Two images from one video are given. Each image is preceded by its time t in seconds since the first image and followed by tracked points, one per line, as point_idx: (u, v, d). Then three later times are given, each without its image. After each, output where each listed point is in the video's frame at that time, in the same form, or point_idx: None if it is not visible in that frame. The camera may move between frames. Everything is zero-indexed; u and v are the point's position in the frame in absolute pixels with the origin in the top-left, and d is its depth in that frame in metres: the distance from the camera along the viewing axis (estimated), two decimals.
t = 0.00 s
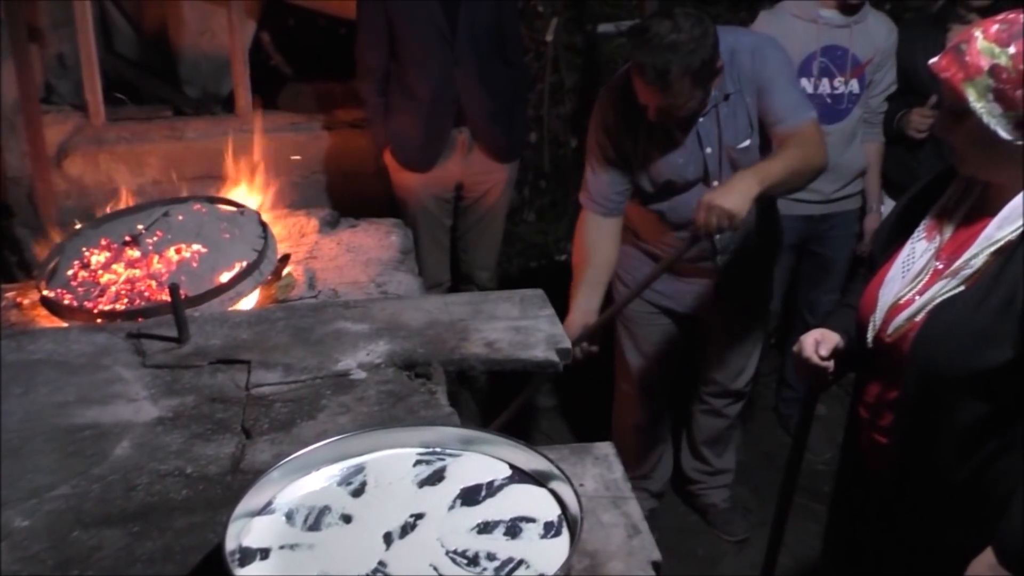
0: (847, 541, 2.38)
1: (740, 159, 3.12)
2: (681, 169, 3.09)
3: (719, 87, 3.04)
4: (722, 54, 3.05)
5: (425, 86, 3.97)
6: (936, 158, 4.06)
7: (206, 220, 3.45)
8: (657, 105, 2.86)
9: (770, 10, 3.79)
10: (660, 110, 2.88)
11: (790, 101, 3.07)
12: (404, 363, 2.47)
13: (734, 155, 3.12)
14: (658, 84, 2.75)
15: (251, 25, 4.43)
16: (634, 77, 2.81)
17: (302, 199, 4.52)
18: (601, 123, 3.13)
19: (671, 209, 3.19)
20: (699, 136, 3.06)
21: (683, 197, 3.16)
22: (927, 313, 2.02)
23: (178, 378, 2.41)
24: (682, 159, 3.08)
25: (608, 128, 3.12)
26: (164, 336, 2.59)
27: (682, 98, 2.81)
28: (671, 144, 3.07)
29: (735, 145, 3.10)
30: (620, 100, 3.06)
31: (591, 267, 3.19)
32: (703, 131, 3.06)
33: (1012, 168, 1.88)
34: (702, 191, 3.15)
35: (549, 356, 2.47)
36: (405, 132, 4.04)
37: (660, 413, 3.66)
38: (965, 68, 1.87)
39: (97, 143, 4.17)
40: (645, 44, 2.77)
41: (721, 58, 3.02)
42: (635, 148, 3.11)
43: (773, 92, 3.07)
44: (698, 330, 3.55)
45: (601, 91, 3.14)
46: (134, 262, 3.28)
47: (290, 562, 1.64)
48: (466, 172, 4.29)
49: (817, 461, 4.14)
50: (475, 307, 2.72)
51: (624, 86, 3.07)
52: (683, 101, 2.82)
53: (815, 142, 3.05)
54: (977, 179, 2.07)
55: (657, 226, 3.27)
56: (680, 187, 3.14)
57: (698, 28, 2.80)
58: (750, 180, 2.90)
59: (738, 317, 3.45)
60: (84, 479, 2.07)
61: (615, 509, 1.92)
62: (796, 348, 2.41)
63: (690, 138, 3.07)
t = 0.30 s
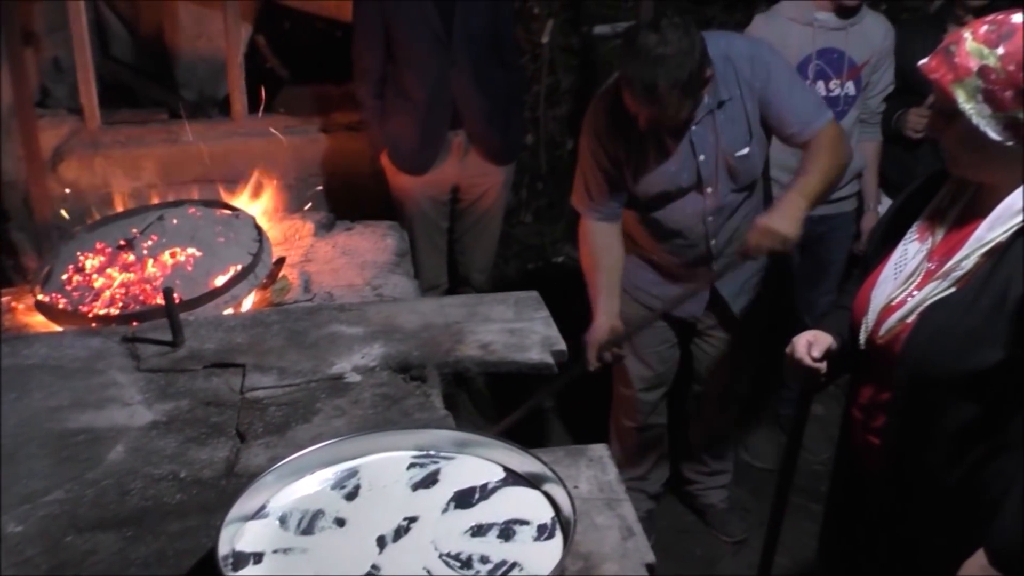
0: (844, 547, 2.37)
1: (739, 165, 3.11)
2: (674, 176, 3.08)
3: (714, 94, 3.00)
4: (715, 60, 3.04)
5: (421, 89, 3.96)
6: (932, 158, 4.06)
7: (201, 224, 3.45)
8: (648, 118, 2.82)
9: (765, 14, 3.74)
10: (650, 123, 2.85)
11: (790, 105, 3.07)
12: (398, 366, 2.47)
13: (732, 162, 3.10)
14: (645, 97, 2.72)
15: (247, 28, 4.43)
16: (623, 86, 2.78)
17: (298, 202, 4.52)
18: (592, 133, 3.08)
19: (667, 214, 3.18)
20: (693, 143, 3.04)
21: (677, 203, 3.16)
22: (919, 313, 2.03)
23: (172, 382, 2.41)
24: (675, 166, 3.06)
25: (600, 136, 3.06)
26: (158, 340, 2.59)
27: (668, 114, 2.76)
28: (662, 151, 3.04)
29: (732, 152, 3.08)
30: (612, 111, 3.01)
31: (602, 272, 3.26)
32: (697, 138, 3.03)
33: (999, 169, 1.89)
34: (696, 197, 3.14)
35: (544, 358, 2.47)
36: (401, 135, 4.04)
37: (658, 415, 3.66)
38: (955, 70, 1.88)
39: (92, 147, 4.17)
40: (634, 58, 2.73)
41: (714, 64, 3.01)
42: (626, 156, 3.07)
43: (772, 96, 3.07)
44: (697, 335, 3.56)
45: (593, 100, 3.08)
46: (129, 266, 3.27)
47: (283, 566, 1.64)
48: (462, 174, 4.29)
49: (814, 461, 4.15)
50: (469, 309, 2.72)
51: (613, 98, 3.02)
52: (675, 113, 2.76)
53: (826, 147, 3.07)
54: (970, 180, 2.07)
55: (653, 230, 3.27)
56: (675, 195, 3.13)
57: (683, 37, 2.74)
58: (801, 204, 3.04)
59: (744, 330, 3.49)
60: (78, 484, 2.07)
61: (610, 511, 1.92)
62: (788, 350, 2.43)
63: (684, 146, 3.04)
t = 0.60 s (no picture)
0: (837, 554, 2.37)
1: (745, 175, 3.11)
2: (678, 187, 3.08)
3: (717, 105, 3.04)
4: (718, 71, 3.06)
5: (415, 95, 3.96)
6: (926, 160, 4.06)
7: (194, 230, 3.45)
8: (658, 133, 2.82)
9: (749, 19, 3.76)
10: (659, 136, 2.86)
11: (795, 115, 3.10)
12: (391, 371, 2.47)
13: (737, 171, 3.11)
14: (656, 114, 2.72)
15: (241, 33, 4.42)
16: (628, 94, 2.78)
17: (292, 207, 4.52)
18: (597, 144, 3.07)
19: (670, 223, 3.18)
20: (698, 154, 3.05)
21: (681, 212, 3.16)
22: (908, 318, 2.03)
23: (165, 389, 2.41)
24: (678, 176, 3.06)
25: (605, 147, 3.06)
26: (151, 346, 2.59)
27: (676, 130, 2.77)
28: (666, 162, 3.04)
29: (736, 161, 3.09)
30: (617, 123, 3.01)
31: (603, 284, 3.24)
32: (701, 149, 3.05)
33: (988, 173, 1.89)
34: (700, 206, 3.14)
35: (537, 363, 2.47)
36: (395, 140, 4.04)
37: (655, 419, 3.66)
38: (943, 73, 1.88)
39: (85, 153, 4.17)
40: (641, 74, 2.72)
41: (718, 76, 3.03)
42: (631, 167, 3.06)
43: (776, 106, 3.10)
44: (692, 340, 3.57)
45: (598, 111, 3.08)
46: (121, 272, 3.27)
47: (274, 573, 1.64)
48: (456, 178, 4.29)
49: (809, 464, 4.15)
50: (462, 314, 2.72)
51: (619, 109, 3.01)
52: (684, 129, 2.77)
53: (830, 155, 3.10)
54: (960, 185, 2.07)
55: (654, 239, 3.27)
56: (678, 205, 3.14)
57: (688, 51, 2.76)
58: (797, 219, 3.04)
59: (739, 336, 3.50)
60: (70, 492, 2.07)
61: (601, 515, 1.92)
62: (779, 355, 2.42)
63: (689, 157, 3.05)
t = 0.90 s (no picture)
0: (830, 560, 2.37)
1: (743, 175, 3.11)
2: (678, 187, 3.08)
3: (717, 106, 3.03)
4: (717, 71, 3.07)
5: (409, 97, 3.96)
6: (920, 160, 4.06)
7: (189, 233, 3.44)
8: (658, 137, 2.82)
9: (741, 15, 3.77)
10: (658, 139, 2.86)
11: (794, 113, 3.11)
12: (386, 373, 2.47)
13: (735, 171, 3.10)
14: (656, 119, 2.72)
15: (236, 36, 4.41)
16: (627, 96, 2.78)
17: (288, 209, 4.52)
18: (597, 145, 3.07)
19: (670, 223, 3.18)
20: (697, 153, 3.05)
21: (681, 212, 3.16)
22: (896, 323, 2.02)
23: (158, 393, 2.40)
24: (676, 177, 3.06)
25: (604, 149, 3.05)
26: (145, 349, 2.58)
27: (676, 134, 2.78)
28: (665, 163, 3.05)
29: (735, 162, 3.08)
30: (616, 125, 3.00)
31: (602, 282, 3.19)
32: (700, 149, 3.05)
33: (979, 177, 1.89)
34: (700, 206, 3.14)
35: (531, 364, 2.46)
36: (390, 143, 4.04)
37: (654, 420, 3.66)
38: (933, 75, 1.88)
39: (81, 157, 4.18)
40: (640, 79, 2.72)
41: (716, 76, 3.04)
42: (631, 169, 3.06)
43: (775, 106, 3.11)
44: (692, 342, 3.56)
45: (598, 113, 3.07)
46: (116, 276, 3.27)
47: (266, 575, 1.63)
48: (452, 180, 4.29)
49: (807, 464, 4.15)
50: (457, 315, 2.72)
51: (618, 111, 3.01)
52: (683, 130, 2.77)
53: (831, 153, 3.10)
54: (954, 188, 2.08)
55: (654, 239, 3.27)
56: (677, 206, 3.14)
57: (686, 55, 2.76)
58: (786, 209, 2.98)
59: (736, 338, 3.50)
60: (63, 496, 2.06)
61: (594, 517, 1.91)
62: (771, 359, 2.43)
63: (688, 158, 3.05)
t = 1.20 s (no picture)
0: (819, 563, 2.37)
1: (742, 173, 3.10)
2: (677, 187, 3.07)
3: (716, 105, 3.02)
4: (716, 70, 3.06)
5: (402, 95, 3.96)
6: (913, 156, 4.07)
7: (182, 233, 3.44)
8: (659, 138, 2.81)
9: (741, 6, 3.76)
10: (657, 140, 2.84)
11: (789, 115, 3.14)
12: (379, 372, 2.47)
13: (735, 169, 3.09)
14: (657, 122, 2.72)
15: (230, 36, 4.42)
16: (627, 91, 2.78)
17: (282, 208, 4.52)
18: (597, 146, 3.06)
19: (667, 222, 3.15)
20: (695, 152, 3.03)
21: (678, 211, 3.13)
22: (883, 327, 2.03)
23: (152, 393, 2.40)
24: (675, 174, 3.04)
25: (603, 149, 3.05)
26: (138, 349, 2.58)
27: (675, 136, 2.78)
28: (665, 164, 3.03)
29: (735, 160, 3.08)
30: (617, 125, 3.00)
31: (590, 282, 3.31)
32: (699, 147, 3.02)
33: (969, 180, 1.90)
34: (699, 205, 3.11)
35: (525, 362, 2.46)
36: (385, 141, 4.04)
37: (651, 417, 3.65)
38: (924, 74, 1.88)
39: (74, 157, 4.17)
40: (642, 82, 2.72)
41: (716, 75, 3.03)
42: (629, 168, 3.05)
43: (772, 106, 3.12)
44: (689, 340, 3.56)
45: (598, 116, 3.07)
46: (109, 276, 3.27)
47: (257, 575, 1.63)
48: (446, 179, 4.28)
49: (802, 461, 4.16)
50: (450, 314, 2.72)
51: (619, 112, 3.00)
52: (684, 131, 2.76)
53: (819, 157, 3.15)
54: (949, 191, 2.09)
55: (650, 236, 3.23)
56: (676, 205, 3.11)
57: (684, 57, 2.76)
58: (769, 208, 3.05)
59: (731, 335, 3.50)
60: (55, 497, 2.06)
61: (587, 514, 1.91)
62: (760, 360, 2.44)
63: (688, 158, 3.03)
